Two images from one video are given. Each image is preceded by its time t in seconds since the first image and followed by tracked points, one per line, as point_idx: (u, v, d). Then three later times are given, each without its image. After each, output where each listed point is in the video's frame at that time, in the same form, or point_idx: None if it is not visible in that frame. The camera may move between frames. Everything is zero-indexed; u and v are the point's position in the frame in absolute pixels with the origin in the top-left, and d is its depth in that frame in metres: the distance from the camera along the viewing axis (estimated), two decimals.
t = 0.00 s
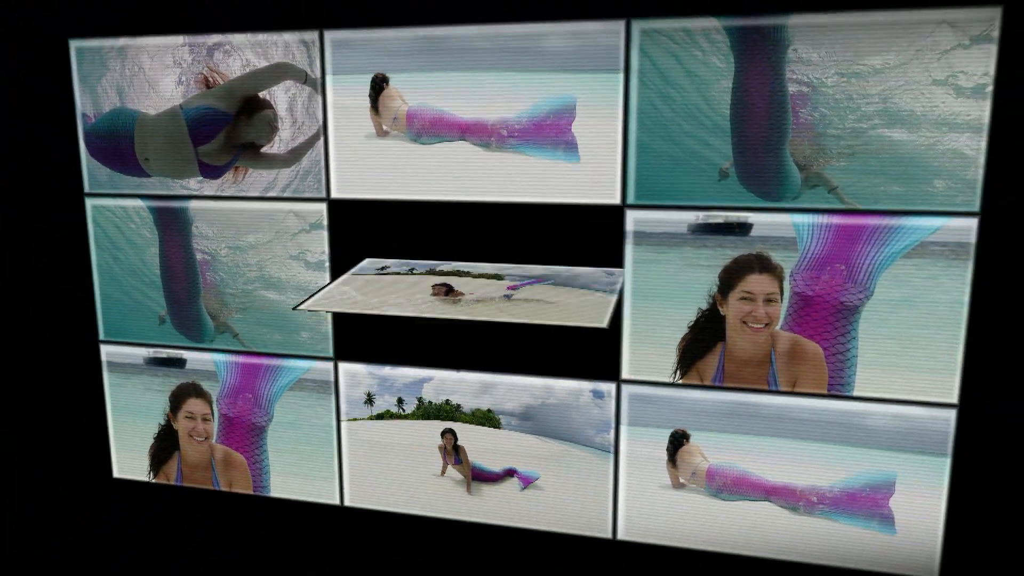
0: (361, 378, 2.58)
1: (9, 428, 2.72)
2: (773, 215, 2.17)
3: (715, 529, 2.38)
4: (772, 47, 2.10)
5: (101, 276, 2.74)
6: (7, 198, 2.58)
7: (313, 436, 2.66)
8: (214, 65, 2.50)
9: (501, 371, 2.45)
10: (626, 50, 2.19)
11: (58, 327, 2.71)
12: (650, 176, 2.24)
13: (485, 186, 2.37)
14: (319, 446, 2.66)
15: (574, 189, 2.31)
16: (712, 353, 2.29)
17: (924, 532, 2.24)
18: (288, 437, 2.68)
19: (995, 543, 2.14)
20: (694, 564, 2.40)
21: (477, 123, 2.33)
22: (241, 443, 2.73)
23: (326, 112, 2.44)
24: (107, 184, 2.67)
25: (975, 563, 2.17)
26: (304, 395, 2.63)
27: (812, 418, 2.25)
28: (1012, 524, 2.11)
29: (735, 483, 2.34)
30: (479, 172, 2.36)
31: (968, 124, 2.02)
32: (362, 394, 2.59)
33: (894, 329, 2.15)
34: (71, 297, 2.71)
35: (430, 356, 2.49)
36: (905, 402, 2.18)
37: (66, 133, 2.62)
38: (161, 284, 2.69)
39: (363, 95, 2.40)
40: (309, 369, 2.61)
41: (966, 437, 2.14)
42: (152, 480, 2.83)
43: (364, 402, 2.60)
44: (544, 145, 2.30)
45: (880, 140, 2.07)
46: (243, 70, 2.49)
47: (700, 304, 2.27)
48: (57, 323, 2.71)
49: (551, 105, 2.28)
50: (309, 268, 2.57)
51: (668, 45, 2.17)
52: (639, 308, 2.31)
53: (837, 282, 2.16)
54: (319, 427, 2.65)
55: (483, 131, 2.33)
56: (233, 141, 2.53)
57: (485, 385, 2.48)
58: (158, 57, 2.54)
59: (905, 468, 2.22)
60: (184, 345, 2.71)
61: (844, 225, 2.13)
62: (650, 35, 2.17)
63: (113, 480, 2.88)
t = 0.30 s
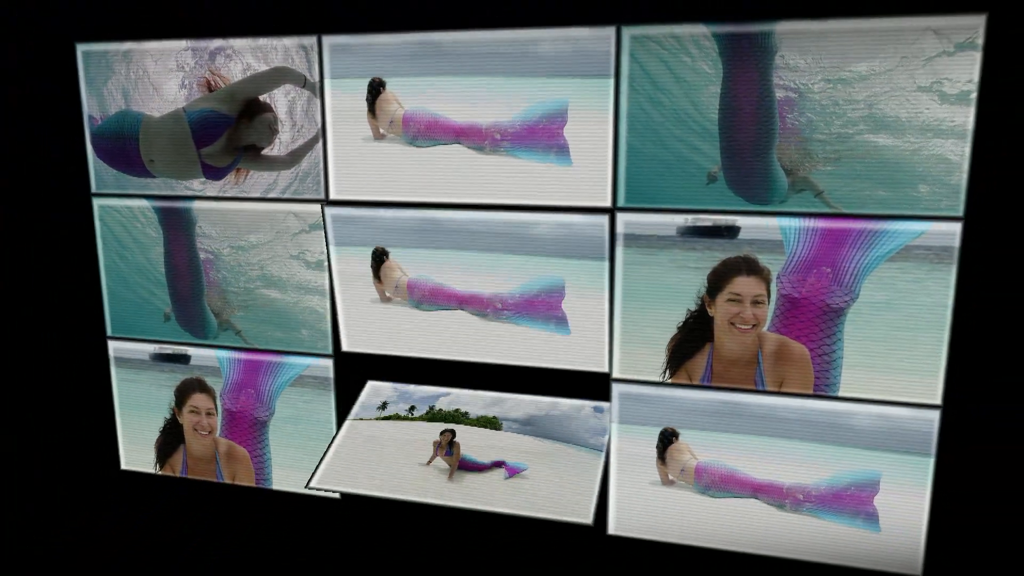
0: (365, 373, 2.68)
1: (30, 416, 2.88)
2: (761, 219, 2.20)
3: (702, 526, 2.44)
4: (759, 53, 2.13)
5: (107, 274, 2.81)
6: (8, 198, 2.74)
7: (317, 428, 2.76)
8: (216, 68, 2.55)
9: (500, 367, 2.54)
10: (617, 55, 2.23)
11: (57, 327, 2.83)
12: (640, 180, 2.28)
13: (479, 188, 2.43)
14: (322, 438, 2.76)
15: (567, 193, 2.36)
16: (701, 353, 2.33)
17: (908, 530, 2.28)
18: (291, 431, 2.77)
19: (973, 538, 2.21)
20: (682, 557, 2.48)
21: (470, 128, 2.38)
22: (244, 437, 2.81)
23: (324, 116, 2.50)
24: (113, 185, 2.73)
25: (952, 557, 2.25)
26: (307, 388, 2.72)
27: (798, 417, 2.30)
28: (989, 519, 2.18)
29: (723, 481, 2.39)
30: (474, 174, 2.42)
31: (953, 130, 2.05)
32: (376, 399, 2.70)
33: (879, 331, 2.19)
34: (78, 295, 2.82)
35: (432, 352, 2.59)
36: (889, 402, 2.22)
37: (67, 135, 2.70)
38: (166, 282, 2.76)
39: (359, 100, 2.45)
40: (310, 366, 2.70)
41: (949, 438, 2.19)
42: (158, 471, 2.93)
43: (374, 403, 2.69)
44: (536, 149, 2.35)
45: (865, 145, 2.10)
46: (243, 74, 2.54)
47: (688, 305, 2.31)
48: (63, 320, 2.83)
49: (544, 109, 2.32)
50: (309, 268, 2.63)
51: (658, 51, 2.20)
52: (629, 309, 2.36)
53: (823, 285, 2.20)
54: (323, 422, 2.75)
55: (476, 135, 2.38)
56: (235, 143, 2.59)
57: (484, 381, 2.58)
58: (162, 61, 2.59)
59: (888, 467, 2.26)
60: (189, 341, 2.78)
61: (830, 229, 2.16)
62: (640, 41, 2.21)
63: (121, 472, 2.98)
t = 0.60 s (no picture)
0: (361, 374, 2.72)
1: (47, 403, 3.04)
2: (750, 221, 2.23)
3: (691, 521, 2.51)
4: (748, 57, 2.15)
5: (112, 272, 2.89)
6: (8, 198, 2.87)
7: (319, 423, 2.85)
8: (215, 71, 2.59)
9: (491, 367, 2.56)
10: (608, 59, 2.26)
11: (69, 321, 2.95)
12: (631, 183, 2.31)
13: (472, 191, 2.46)
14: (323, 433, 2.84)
15: (559, 193, 2.39)
16: (691, 353, 2.36)
17: (894, 528, 2.34)
18: (300, 421, 2.94)
19: (959, 538, 2.23)
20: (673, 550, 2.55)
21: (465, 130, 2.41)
22: (232, 429, 2.99)
23: (321, 118, 2.54)
24: (117, 185, 2.79)
25: (938, 556, 2.28)
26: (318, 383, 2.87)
27: (786, 417, 2.33)
28: (974, 519, 2.21)
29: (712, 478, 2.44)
30: (467, 176, 2.45)
31: (939, 134, 2.07)
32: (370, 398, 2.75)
33: (866, 333, 2.21)
34: (86, 292, 2.92)
35: (426, 351, 2.62)
36: (876, 403, 2.25)
37: (66, 134, 2.78)
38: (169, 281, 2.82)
39: (356, 102, 2.49)
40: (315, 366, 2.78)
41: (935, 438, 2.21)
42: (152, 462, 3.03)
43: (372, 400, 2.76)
44: (529, 152, 2.38)
45: (852, 149, 2.13)
46: (242, 77, 2.58)
47: (678, 306, 2.34)
48: (73, 316, 2.95)
49: (536, 112, 2.35)
50: (307, 267, 2.68)
51: (648, 55, 2.23)
52: (620, 310, 2.40)
53: (811, 287, 2.22)
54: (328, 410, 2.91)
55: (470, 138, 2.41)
56: (234, 145, 2.63)
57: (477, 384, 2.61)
58: (163, 64, 2.63)
59: (875, 466, 2.30)
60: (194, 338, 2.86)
61: (818, 232, 2.18)
62: (630, 45, 2.23)
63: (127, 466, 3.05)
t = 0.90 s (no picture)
0: (355, 373, 2.74)
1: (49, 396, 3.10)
2: (740, 224, 2.25)
3: (683, 522, 2.51)
4: (739, 60, 2.17)
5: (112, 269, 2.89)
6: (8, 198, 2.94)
7: (313, 424, 2.84)
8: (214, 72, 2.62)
9: (485, 366, 2.59)
10: (600, 61, 2.28)
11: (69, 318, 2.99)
12: (623, 184, 2.33)
13: (466, 192, 2.48)
14: (317, 433, 2.84)
15: (552, 194, 2.41)
16: (682, 354, 2.39)
17: (884, 528, 2.34)
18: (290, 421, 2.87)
19: (948, 538, 2.25)
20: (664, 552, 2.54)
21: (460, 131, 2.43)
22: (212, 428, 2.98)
23: (317, 119, 2.57)
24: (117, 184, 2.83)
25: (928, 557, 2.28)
26: (306, 388, 2.81)
27: (776, 417, 2.36)
28: (963, 520, 2.22)
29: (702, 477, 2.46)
30: (461, 177, 2.47)
31: (928, 137, 2.07)
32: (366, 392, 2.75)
33: (855, 334, 2.23)
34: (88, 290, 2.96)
35: (421, 350, 2.65)
36: (865, 403, 2.26)
37: (67, 134, 2.83)
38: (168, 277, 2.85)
39: (352, 104, 2.52)
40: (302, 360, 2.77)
41: (923, 439, 2.23)
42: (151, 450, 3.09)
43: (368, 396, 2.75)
44: (522, 153, 2.40)
45: (840, 151, 2.14)
46: (241, 78, 2.60)
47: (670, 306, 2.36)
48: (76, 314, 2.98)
49: (530, 114, 2.37)
50: (306, 269, 2.70)
51: (639, 58, 2.24)
52: (612, 310, 2.42)
53: (801, 288, 2.24)
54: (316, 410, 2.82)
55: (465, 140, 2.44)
56: (232, 145, 2.66)
57: (472, 382, 2.62)
58: (163, 66, 2.66)
59: (864, 466, 2.32)
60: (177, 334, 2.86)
61: (807, 233, 2.20)
62: (622, 47, 2.25)
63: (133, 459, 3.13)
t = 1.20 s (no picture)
0: (351, 372, 2.76)
1: (48, 393, 3.12)
2: (731, 225, 2.26)
3: (675, 521, 2.53)
4: (730, 61, 2.17)
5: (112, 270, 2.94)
6: (8, 198, 2.96)
7: (308, 422, 2.87)
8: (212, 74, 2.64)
9: (480, 366, 2.61)
10: (593, 63, 2.29)
11: (74, 315, 3.04)
12: (615, 186, 2.35)
13: (460, 193, 2.50)
14: (313, 431, 2.87)
15: (545, 195, 2.42)
16: (674, 354, 2.40)
17: (875, 528, 2.36)
18: (287, 420, 2.89)
19: (939, 538, 2.26)
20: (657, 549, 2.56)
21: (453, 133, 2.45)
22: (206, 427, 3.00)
23: (313, 120, 2.58)
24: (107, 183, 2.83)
25: (919, 557, 2.29)
26: (301, 386, 2.84)
27: (768, 417, 2.37)
28: (953, 520, 2.23)
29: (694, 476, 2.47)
30: (456, 178, 2.49)
31: (918, 139, 2.08)
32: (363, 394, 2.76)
33: (847, 336, 2.24)
34: (89, 289, 2.99)
35: (416, 350, 2.66)
36: (856, 403, 2.28)
37: (66, 133, 2.85)
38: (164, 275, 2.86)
39: (347, 105, 2.53)
40: (301, 358, 2.80)
41: (913, 438, 2.25)
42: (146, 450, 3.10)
43: (364, 396, 2.77)
44: (516, 153, 2.41)
45: (830, 153, 2.15)
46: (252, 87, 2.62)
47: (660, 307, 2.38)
48: (78, 311, 3.03)
49: (523, 116, 2.38)
50: (296, 272, 2.71)
51: (632, 60, 2.25)
52: (605, 311, 2.44)
53: (792, 289, 2.25)
54: (313, 409, 2.84)
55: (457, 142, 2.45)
56: (220, 142, 2.67)
57: (467, 381, 2.63)
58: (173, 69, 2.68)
59: (854, 466, 2.33)
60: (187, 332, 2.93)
61: (799, 235, 2.21)
62: (615, 48, 2.26)
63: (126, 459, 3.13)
